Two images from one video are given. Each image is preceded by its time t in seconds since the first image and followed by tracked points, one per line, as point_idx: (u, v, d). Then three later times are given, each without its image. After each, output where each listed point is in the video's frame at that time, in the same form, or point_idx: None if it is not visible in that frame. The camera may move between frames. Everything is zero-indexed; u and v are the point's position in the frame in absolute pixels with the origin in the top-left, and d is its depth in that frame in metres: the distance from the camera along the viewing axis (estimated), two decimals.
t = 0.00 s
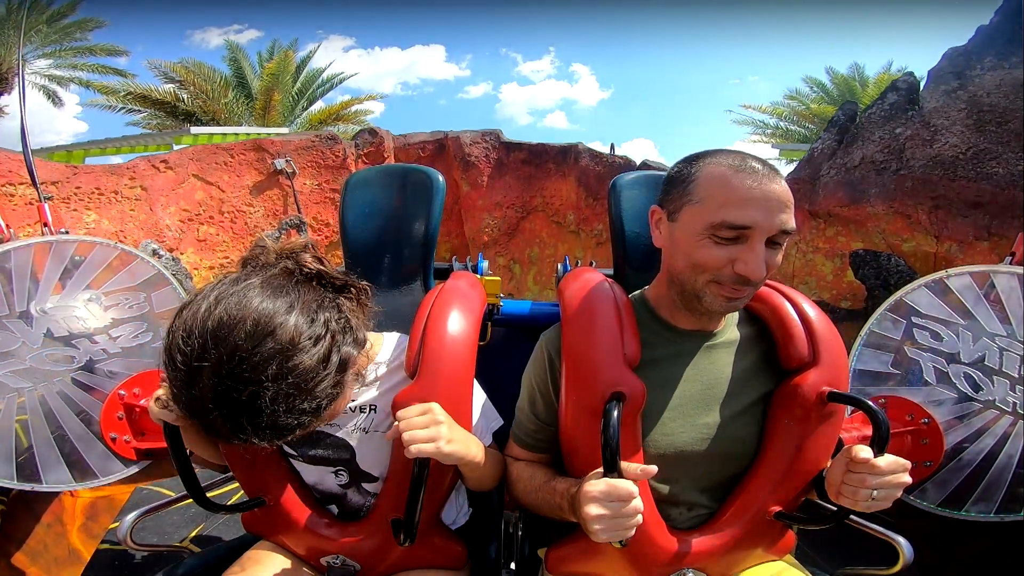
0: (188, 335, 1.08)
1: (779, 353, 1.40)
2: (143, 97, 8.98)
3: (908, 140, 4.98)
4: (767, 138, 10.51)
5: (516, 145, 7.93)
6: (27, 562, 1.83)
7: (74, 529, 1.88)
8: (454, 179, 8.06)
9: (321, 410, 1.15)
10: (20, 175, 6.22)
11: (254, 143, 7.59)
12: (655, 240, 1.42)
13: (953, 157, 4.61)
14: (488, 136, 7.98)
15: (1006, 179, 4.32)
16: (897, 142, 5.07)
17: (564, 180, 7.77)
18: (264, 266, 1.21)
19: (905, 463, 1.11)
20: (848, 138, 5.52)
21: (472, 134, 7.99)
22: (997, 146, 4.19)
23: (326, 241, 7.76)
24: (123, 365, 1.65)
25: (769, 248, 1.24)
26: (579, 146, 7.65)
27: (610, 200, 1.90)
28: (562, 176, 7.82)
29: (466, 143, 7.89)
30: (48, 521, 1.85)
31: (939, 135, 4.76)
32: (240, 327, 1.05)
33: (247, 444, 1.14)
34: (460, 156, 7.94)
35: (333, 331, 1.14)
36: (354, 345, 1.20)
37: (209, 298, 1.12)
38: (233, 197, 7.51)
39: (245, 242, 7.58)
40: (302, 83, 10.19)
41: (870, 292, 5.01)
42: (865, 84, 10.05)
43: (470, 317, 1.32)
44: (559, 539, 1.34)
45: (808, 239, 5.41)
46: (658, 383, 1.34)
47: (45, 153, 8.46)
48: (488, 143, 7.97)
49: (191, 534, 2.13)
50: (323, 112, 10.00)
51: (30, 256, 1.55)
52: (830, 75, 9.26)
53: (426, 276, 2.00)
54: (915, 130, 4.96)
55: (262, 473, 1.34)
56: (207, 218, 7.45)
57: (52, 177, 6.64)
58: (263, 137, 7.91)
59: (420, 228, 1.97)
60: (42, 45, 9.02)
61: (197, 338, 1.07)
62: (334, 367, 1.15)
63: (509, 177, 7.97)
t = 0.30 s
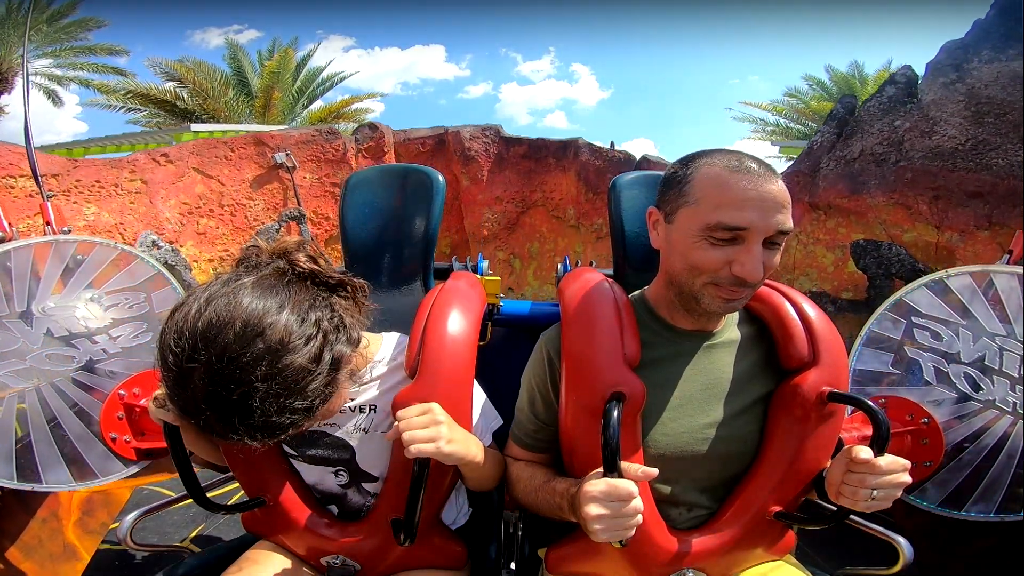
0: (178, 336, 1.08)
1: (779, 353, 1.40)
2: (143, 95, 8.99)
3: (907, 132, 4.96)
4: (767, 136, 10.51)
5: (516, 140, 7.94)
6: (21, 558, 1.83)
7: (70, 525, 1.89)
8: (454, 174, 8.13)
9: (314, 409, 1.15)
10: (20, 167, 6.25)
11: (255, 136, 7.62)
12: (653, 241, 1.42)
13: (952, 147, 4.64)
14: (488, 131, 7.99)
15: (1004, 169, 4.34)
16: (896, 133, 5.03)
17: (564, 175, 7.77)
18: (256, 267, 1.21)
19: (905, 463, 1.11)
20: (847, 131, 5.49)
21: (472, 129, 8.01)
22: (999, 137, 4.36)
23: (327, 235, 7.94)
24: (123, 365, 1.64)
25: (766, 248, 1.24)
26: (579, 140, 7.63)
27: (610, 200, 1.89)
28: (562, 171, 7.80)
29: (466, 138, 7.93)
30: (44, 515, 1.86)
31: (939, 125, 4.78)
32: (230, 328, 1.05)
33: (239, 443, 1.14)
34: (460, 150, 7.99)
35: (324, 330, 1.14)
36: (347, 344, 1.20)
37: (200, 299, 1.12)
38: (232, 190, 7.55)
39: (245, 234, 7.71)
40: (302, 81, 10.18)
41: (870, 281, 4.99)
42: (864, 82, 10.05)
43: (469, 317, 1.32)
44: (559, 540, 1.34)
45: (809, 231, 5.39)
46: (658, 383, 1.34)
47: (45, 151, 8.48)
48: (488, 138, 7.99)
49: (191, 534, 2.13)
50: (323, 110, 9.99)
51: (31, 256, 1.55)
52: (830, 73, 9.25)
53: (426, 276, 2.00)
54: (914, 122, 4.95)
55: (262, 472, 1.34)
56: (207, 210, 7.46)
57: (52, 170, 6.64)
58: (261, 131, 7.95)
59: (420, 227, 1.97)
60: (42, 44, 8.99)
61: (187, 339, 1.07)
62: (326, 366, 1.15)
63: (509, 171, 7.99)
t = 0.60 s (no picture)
0: (183, 334, 1.08)
1: (779, 354, 1.40)
2: (144, 93, 8.97)
3: (906, 125, 4.73)
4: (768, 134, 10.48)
5: (516, 135, 7.98)
6: (15, 552, 2.02)
7: (65, 518, 2.13)
8: (454, 168, 8.11)
9: (319, 406, 1.15)
10: (20, 159, 6.18)
11: (254, 131, 7.56)
12: (654, 241, 1.42)
13: (952, 140, 4.38)
14: (488, 125, 8.01)
15: (1005, 161, 4.06)
16: (895, 127, 4.83)
17: (565, 169, 7.85)
18: (260, 265, 1.21)
19: (904, 463, 1.11)
20: (846, 124, 5.31)
21: (472, 123, 8.03)
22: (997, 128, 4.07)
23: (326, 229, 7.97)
24: (124, 365, 1.64)
25: (768, 248, 1.24)
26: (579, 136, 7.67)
27: (610, 201, 1.89)
28: (563, 165, 7.88)
29: (466, 133, 7.92)
30: (38, 509, 2.10)
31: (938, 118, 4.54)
32: (234, 326, 1.05)
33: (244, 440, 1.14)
34: (459, 145, 7.97)
35: (329, 329, 1.14)
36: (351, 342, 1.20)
37: (204, 297, 1.12)
38: (233, 183, 7.52)
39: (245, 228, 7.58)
40: (302, 79, 10.17)
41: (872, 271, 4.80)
42: (865, 81, 10.02)
43: (470, 316, 1.32)
44: (559, 540, 1.35)
45: (810, 224, 5.26)
46: (658, 383, 1.34)
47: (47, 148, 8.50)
48: (488, 133, 8.00)
49: (191, 534, 2.13)
50: (325, 108, 9.98)
51: (31, 256, 1.55)
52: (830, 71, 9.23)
53: (426, 275, 2.00)
54: (914, 115, 4.72)
55: (262, 471, 1.35)
56: (207, 204, 7.42)
57: (53, 162, 6.62)
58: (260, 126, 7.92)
59: (420, 225, 1.97)
60: (42, 43, 8.98)
61: (192, 336, 1.07)
62: (330, 364, 1.15)
63: (509, 166, 8.02)
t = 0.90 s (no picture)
0: (184, 335, 1.08)
1: (779, 354, 1.40)
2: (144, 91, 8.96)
3: (904, 119, 5.30)
4: (768, 132, 10.47)
5: (515, 132, 9.39)
6: (9, 545, 1.97)
7: (60, 513, 2.07)
8: (455, 160, 9.54)
9: (320, 407, 1.14)
10: (22, 151, 6.57)
11: (255, 125, 8.05)
12: (654, 243, 1.42)
13: (950, 132, 4.86)
14: (488, 121, 9.35)
15: (1003, 151, 4.45)
16: (893, 120, 5.39)
17: (563, 164, 9.33)
18: (261, 266, 1.21)
19: (903, 463, 1.11)
20: (847, 115, 5.90)
21: (472, 119, 9.32)
22: (992, 121, 4.44)
23: (327, 222, 8.50)
24: (123, 365, 1.64)
25: (768, 250, 1.24)
26: (579, 133, 9.05)
27: (610, 202, 1.89)
28: (562, 160, 9.34)
29: (467, 127, 9.25)
30: (32, 503, 2.03)
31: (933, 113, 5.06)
32: (235, 327, 1.05)
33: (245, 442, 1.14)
34: (461, 138, 9.31)
35: (330, 330, 1.14)
36: (353, 343, 1.20)
37: (205, 298, 1.12)
38: (233, 176, 7.94)
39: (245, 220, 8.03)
40: (302, 78, 10.17)
41: (873, 260, 5.50)
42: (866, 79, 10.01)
43: (470, 317, 1.32)
44: (559, 540, 1.35)
45: (811, 215, 6.03)
46: (658, 384, 1.34)
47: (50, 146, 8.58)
48: (488, 128, 9.36)
49: (191, 535, 2.12)
50: (325, 105, 9.98)
51: (31, 256, 1.54)
52: (829, 69, 9.28)
53: (426, 275, 2.00)
54: (912, 108, 5.26)
55: (262, 471, 1.34)
56: (207, 196, 7.79)
57: (53, 155, 6.86)
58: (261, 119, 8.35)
59: (420, 225, 1.97)
60: (42, 42, 8.92)
61: (193, 337, 1.07)
62: (331, 365, 1.14)
63: (510, 161, 9.49)
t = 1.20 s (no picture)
0: (190, 333, 1.08)
1: (779, 354, 1.40)
2: (145, 90, 8.98)
3: (903, 110, 5.40)
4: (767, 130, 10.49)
5: (515, 127, 9.49)
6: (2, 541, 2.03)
7: (56, 508, 2.12)
8: (455, 155, 9.65)
9: (325, 406, 1.14)
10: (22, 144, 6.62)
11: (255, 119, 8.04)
12: (654, 244, 1.42)
13: (949, 124, 4.90)
14: (488, 116, 9.46)
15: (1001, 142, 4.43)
16: (893, 113, 5.52)
17: (564, 159, 9.45)
18: (266, 265, 1.22)
19: (904, 463, 1.11)
20: (846, 108, 6.06)
21: (472, 114, 9.45)
22: (989, 112, 4.41)
23: (327, 217, 8.53)
24: (123, 365, 1.62)
25: (767, 251, 1.24)
26: (578, 128, 9.15)
27: (610, 201, 1.89)
28: (562, 155, 9.48)
29: (467, 122, 9.38)
30: (27, 498, 2.09)
31: (931, 105, 5.14)
32: (241, 325, 1.05)
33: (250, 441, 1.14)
34: (461, 133, 9.46)
35: (335, 330, 1.14)
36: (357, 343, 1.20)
37: (211, 297, 1.12)
38: (233, 170, 7.93)
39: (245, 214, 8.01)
40: (302, 76, 10.19)
41: (874, 250, 5.52)
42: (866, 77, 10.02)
43: (470, 317, 1.32)
44: (560, 540, 1.35)
45: (811, 207, 6.11)
46: (658, 384, 1.34)
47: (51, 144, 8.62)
48: (488, 122, 9.48)
49: (191, 535, 2.12)
50: (326, 103, 9.98)
51: (31, 257, 1.55)
52: (829, 67, 9.29)
53: (426, 275, 2.00)
54: (910, 100, 5.33)
55: (263, 471, 1.35)
56: (207, 189, 7.82)
57: (53, 148, 6.97)
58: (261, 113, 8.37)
59: (420, 225, 1.97)
60: (43, 42, 8.95)
61: (198, 336, 1.07)
62: (336, 364, 1.14)
63: (509, 156, 9.60)
